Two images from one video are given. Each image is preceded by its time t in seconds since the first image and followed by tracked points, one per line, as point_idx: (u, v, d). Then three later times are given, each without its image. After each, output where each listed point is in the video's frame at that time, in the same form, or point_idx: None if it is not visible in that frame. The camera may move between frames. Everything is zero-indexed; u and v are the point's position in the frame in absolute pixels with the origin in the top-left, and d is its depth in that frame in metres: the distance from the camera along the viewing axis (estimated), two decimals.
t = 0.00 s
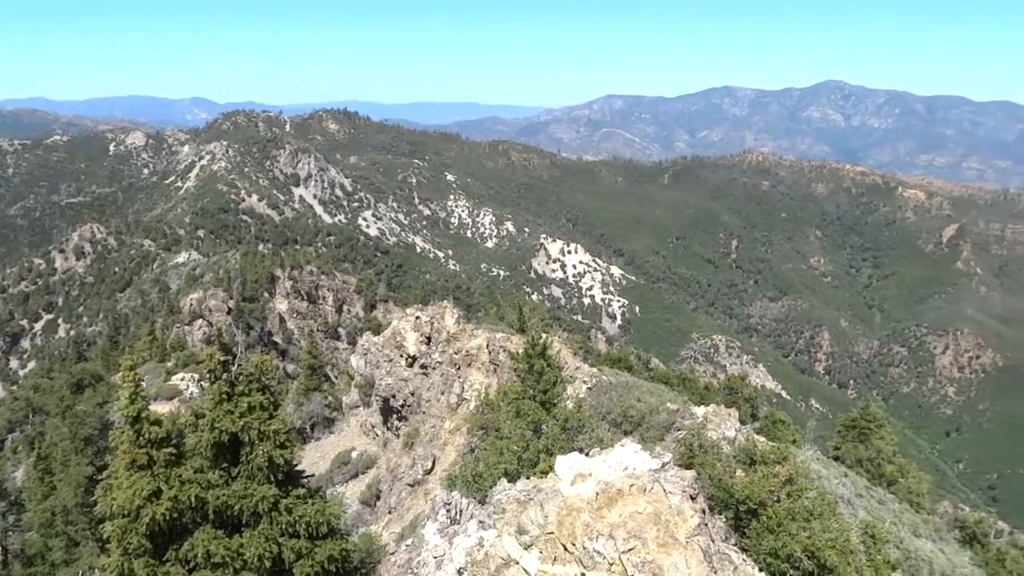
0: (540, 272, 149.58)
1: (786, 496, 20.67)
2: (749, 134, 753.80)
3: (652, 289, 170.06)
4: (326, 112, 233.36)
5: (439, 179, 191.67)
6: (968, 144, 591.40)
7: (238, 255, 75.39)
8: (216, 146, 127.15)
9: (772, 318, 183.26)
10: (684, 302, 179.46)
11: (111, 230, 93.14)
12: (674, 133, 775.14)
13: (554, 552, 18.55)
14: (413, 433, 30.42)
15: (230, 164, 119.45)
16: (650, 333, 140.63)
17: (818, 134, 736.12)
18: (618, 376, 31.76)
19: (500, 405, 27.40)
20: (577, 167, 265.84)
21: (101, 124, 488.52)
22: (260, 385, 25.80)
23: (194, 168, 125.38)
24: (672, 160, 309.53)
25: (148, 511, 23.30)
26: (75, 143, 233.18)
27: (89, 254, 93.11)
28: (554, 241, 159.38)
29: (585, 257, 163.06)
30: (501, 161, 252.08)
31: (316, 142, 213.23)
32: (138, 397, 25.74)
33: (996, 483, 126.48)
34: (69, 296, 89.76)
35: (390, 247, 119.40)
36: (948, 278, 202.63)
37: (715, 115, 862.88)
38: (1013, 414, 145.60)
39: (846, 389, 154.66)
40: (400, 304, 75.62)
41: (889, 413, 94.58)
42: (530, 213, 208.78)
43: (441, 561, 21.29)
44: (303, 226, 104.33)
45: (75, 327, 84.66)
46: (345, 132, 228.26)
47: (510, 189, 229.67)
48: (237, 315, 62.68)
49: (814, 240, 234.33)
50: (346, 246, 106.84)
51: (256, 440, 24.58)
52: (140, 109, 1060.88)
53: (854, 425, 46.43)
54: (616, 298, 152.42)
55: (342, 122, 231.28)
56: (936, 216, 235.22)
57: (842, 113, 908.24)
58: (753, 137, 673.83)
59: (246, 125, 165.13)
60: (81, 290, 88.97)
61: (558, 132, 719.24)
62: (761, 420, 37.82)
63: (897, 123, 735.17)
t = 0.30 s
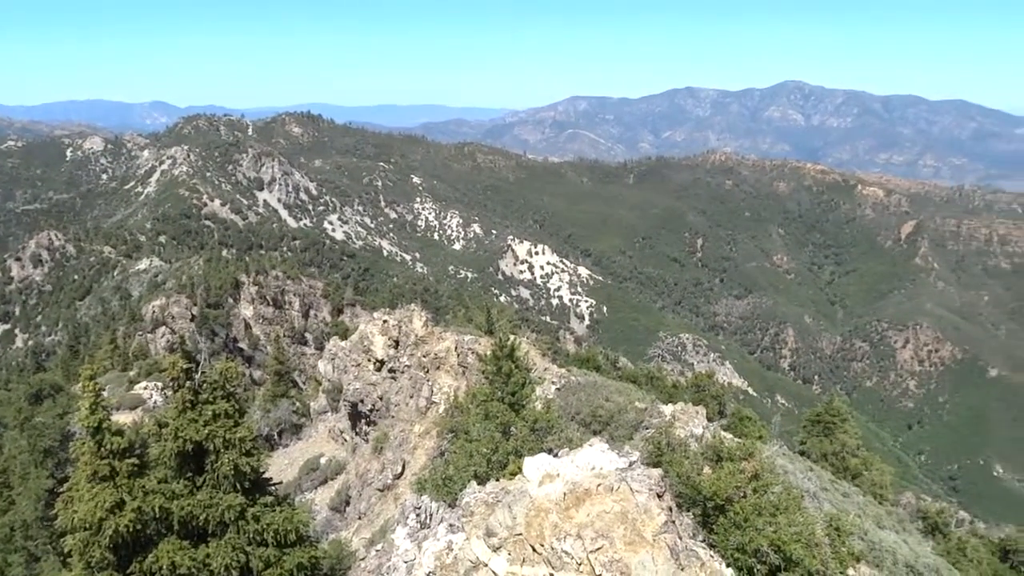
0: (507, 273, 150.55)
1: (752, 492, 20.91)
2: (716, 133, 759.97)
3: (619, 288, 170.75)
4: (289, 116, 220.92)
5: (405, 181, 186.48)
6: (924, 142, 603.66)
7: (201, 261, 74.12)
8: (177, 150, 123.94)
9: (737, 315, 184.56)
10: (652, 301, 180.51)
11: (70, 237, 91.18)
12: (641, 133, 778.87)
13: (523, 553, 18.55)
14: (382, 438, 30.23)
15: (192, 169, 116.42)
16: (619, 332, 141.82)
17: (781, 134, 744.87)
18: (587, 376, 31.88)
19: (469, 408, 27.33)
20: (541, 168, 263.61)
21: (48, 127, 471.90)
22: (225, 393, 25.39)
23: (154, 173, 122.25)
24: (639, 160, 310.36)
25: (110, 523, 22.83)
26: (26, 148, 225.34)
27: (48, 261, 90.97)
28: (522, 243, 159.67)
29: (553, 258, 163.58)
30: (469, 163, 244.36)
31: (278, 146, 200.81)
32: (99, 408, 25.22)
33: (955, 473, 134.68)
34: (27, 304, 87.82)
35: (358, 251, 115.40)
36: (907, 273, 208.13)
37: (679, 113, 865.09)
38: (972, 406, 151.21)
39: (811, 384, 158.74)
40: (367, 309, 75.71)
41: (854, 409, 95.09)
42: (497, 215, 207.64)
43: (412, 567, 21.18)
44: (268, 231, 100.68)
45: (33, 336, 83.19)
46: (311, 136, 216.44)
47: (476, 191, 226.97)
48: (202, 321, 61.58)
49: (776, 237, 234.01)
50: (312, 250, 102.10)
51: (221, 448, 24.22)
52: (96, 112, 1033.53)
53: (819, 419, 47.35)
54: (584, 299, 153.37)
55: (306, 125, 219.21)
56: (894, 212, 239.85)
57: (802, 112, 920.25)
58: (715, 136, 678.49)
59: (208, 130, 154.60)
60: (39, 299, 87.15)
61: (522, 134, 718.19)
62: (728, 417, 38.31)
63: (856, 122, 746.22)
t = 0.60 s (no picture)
0: (478, 275, 149.69)
1: (721, 489, 21.08)
2: (686, 134, 765.93)
3: (589, 288, 171.45)
4: (255, 118, 217.07)
5: (374, 183, 183.61)
6: (886, 143, 615.53)
7: (167, 266, 72.95)
8: (140, 153, 121.41)
9: (706, 314, 185.91)
10: (622, 301, 181.29)
11: (30, 244, 89.73)
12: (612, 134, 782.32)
13: (494, 556, 18.51)
14: (353, 442, 30.05)
15: (156, 173, 113.95)
16: (590, 332, 142.62)
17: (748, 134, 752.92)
18: (559, 377, 31.99)
19: (440, 411, 27.29)
20: (510, 170, 263.06)
21: None
22: (191, 400, 25.01)
23: (117, 177, 119.63)
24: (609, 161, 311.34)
25: (74, 534, 22.35)
26: None
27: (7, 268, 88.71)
28: (492, 244, 159.88)
29: (523, 259, 163.87)
30: (437, 165, 243.57)
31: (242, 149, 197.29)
32: (61, 416, 24.66)
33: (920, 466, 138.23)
34: None
35: (327, 255, 114.23)
36: (871, 270, 212.81)
37: (648, 113, 867.07)
38: (935, 401, 153.40)
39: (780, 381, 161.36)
40: (337, 313, 76.05)
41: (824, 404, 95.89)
42: (467, 216, 206.82)
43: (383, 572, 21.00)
44: (234, 234, 99.15)
45: None
46: (277, 138, 213.21)
47: (445, 193, 225.68)
48: (168, 328, 60.79)
49: (742, 237, 235.02)
50: (280, 254, 101.41)
51: (188, 456, 23.83)
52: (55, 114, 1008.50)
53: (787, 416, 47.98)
54: (555, 299, 153.81)
55: (272, 128, 215.88)
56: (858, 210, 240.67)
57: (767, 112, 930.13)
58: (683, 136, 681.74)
59: (173, 132, 149.54)
60: None
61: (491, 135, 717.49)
62: (698, 415, 38.90)
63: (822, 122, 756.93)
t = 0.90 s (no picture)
0: (452, 276, 149.60)
1: (692, 487, 21.27)
2: (661, 134, 770.22)
3: (563, 289, 171.79)
4: (224, 120, 214.16)
5: (346, 185, 181.34)
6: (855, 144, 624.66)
7: (136, 269, 71.85)
8: (107, 155, 119.09)
9: (680, 314, 187.28)
10: (596, 301, 182.15)
11: None
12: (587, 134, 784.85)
13: (466, 557, 18.44)
14: (326, 446, 29.91)
15: (123, 175, 111.83)
16: (564, 333, 143.45)
17: (722, 135, 759.30)
18: (532, 377, 32.09)
19: (414, 413, 27.23)
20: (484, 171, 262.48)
21: None
22: (160, 406, 24.64)
23: (83, 180, 117.30)
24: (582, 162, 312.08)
25: (40, 544, 21.91)
26: None
27: None
28: (466, 245, 160.28)
29: (496, 261, 163.98)
30: (410, 167, 242.37)
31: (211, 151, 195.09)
32: (26, 423, 24.10)
33: (890, 463, 139.18)
34: None
35: (299, 256, 112.73)
36: (840, 270, 211.08)
37: (623, 114, 871.89)
38: (902, 398, 154.98)
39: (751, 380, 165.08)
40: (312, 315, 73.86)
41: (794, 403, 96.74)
42: (441, 218, 205.85)
43: None
44: (204, 237, 97.69)
45: None
46: (247, 140, 210.56)
47: (418, 195, 224.78)
48: (136, 333, 60.28)
49: (714, 237, 236.62)
50: (252, 256, 99.37)
51: (157, 462, 23.40)
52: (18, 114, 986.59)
53: (758, 415, 48.58)
54: (529, 300, 154.14)
55: (243, 129, 212.84)
56: (827, 211, 239.98)
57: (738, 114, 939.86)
58: (657, 136, 684.14)
59: (140, 133, 146.43)
60: None
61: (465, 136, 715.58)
62: (671, 413, 39.31)
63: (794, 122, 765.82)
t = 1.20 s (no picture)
0: (429, 278, 148.08)
1: (669, 486, 21.34)
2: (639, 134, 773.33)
3: (540, 289, 172.05)
4: (197, 121, 211.51)
5: (322, 186, 179.97)
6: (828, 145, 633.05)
7: (108, 271, 70.95)
8: (77, 156, 117.19)
9: (656, 314, 188.46)
10: (574, 302, 182.79)
11: None
12: (565, 134, 785.90)
13: (442, 559, 18.41)
14: (302, 449, 29.75)
15: (94, 176, 110.17)
16: (541, 333, 143.91)
17: (701, 135, 764.50)
18: (509, 377, 32.14)
19: (391, 414, 27.15)
20: (461, 172, 261.81)
21: None
22: (132, 410, 24.34)
23: (52, 181, 115.33)
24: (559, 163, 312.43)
25: (9, 552, 21.55)
26: None
27: None
28: (443, 246, 159.59)
29: (473, 261, 163.73)
30: (387, 167, 241.07)
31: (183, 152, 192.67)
32: None
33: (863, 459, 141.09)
34: None
35: (274, 258, 111.63)
36: (813, 269, 212.86)
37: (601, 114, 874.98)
38: (875, 395, 156.56)
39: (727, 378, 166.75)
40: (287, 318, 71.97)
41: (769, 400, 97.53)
42: (418, 219, 205.03)
43: None
44: (177, 239, 96.46)
45: None
46: (220, 140, 208.33)
47: (395, 195, 223.41)
48: (108, 336, 59.73)
49: (691, 236, 238.17)
50: (226, 258, 98.31)
51: (130, 467, 23.11)
52: None
53: (734, 413, 48.86)
54: (507, 301, 154.33)
55: (216, 130, 210.49)
56: (800, 211, 241.77)
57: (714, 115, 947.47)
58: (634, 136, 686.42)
59: (111, 133, 144.07)
60: None
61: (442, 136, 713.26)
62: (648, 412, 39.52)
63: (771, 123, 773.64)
